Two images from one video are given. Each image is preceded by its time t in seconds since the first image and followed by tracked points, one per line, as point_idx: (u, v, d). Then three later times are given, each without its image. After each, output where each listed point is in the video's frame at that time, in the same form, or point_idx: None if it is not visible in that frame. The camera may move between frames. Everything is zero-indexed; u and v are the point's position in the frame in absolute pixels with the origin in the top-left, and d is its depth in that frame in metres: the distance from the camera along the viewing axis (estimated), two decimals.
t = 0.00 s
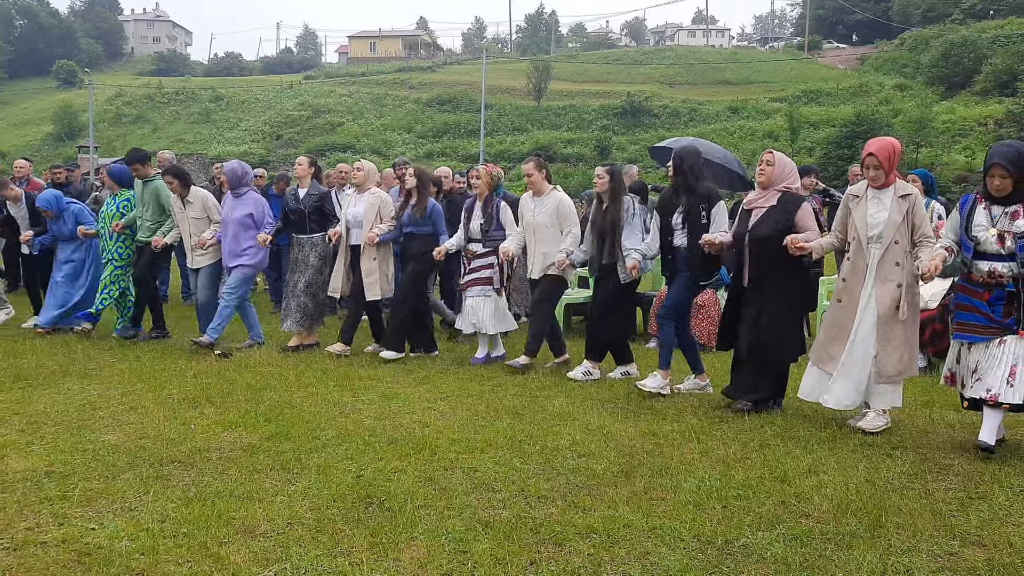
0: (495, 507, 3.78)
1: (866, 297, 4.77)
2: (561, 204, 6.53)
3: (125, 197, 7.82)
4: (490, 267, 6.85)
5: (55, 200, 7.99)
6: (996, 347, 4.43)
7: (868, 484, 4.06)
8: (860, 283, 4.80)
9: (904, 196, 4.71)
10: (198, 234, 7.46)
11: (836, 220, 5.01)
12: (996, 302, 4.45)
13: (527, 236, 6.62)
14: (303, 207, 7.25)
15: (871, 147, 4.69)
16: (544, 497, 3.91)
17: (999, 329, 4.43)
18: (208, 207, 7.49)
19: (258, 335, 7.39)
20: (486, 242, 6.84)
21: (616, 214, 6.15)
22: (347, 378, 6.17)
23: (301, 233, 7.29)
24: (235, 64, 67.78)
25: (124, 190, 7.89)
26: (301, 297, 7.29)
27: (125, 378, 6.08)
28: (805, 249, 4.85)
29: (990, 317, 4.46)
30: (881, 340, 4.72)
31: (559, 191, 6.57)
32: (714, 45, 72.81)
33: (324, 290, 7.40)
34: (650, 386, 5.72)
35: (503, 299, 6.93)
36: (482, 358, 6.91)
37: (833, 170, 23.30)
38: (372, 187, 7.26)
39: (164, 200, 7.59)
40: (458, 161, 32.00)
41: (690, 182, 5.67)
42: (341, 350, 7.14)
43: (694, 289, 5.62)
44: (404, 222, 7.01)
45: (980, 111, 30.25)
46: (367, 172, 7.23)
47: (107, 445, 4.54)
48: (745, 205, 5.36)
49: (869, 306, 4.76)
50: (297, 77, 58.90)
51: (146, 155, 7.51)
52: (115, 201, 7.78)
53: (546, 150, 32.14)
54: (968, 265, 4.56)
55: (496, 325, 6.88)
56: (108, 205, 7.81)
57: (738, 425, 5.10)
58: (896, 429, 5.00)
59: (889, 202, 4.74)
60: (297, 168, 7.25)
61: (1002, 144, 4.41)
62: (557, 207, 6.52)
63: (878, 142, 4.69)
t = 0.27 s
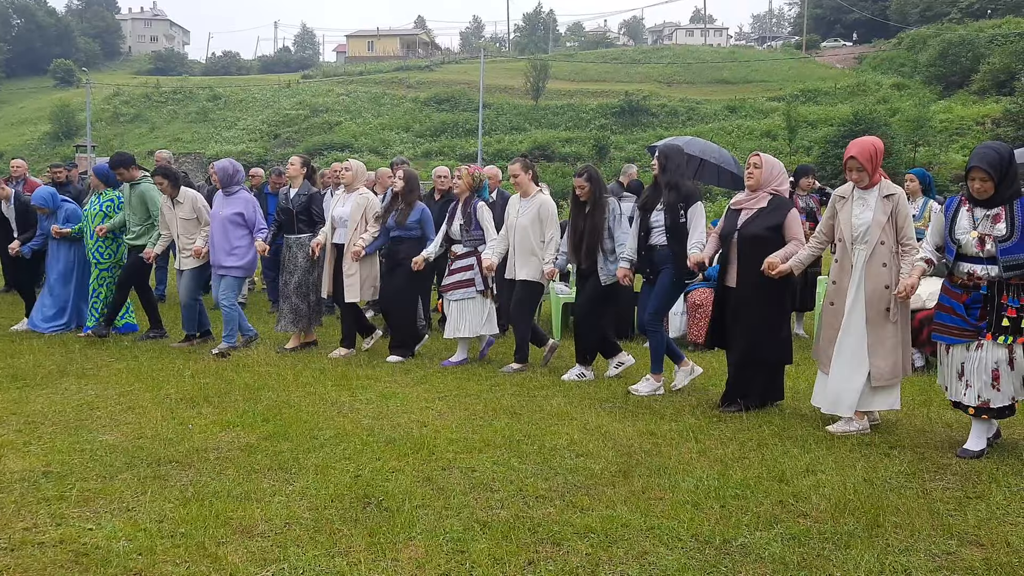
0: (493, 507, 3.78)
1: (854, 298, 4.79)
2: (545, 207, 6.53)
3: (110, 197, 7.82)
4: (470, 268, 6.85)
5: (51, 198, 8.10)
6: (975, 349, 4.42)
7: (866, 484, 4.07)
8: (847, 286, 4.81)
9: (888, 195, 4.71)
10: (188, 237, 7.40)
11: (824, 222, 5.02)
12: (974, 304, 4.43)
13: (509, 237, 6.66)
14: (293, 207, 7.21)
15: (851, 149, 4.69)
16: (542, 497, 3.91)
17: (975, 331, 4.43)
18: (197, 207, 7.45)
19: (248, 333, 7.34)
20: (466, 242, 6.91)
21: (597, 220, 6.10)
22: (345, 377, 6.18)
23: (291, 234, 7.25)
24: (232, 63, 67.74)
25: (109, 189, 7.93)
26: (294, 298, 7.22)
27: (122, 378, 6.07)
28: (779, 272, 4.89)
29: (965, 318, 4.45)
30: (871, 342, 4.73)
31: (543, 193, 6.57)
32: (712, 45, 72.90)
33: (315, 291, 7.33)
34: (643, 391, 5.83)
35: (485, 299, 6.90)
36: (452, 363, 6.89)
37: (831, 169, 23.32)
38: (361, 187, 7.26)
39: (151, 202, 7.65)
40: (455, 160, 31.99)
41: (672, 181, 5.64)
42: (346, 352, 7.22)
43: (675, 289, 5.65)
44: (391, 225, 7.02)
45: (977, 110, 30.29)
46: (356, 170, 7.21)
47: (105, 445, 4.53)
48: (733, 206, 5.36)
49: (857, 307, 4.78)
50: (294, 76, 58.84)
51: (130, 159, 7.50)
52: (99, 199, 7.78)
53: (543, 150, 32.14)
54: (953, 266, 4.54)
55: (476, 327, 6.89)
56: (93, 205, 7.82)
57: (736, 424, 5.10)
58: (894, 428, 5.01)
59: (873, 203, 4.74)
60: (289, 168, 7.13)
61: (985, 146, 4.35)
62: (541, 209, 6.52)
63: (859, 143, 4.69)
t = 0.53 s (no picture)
0: (493, 505, 3.78)
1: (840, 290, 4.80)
2: (534, 198, 6.60)
3: (101, 191, 7.85)
4: (460, 261, 6.91)
5: (40, 190, 8.02)
6: (965, 342, 4.41)
7: (866, 482, 4.07)
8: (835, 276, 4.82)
9: (876, 186, 4.70)
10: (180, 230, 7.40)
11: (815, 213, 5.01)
12: (961, 298, 4.44)
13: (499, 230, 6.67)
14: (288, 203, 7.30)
15: (839, 142, 4.68)
16: (542, 495, 3.91)
17: (963, 325, 4.42)
18: (189, 203, 7.49)
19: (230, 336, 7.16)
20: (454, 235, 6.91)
21: (588, 209, 6.17)
22: (345, 376, 6.17)
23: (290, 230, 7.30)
24: (232, 62, 67.73)
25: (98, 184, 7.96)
26: (287, 296, 7.29)
27: (121, 377, 6.07)
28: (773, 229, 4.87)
29: (950, 312, 4.46)
30: (857, 334, 4.75)
31: (532, 183, 6.63)
32: (712, 44, 72.89)
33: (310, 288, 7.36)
34: (641, 388, 5.88)
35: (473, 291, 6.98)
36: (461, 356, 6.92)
37: (831, 167, 23.31)
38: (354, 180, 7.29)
39: (137, 199, 7.62)
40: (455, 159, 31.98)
41: (659, 176, 5.65)
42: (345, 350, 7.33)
43: (663, 282, 5.65)
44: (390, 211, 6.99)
45: (977, 109, 30.28)
46: (346, 165, 7.24)
47: (104, 444, 4.53)
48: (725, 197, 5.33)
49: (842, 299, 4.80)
50: (294, 75, 58.82)
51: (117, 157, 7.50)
52: (89, 194, 7.82)
53: (543, 148, 32.14)
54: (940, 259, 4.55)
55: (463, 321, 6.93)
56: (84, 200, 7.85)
57: (734, 422, 5.10)
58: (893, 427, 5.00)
59: (860, 194, 4.73)
60: (282, 164, 7.30)
61: (962, 146, 4.37)
62: (529, 202, 6.58)
63: (848, 134, 4.68)
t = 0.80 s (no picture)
0: (494, 504, 3.79)
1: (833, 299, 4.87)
2: (534, 204, 6.60)
3: (102, 195, 7.92)
4: (461, 264, 7.02)
5: (35, 199, 8.12)
6: (948, 343, 4.46)
7: (866, 480, 4.08)
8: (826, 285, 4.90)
9: (865, 198, 4.77)
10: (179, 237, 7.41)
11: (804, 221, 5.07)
12: (944, 301, 4.51)
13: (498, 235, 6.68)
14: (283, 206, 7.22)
15: (827, 154, 4.76)
16: (542, 494, 3.91)
17: (946, 326, 4.49)
18: (186, 209, 7.45)
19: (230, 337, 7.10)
20: (454, 240, 6.95)
21: (583, 213, 6.19)
22: (346, 375, 6.18)
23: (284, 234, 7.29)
24: (232, 61, 67.70)
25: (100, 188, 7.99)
26: (284, 296, 7.33)
27: (122, 376, 6.07)
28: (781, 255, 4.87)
29: (931, 312, 4.54)
30: (850, 343, 4.81)
31: (531, 189, 6.65)
32: (712, 43, 72.87)
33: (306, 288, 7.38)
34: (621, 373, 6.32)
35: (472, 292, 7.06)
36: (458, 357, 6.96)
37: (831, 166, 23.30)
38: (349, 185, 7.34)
39: (133, 201, 7.59)
40: (455, 158, 31.97)
41: (644, 187, 5.91)
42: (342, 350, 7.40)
43: (658, 287, 5.87)
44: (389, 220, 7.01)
45: (978, 108, 30.27)
46: (341, 170, 7.30)
47: (105, 443, 4.53)
48: (718, 203, 5.35)
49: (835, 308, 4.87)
50: (294, 74, 58.81)
51: (112, 159, 7.46)
52: (93, 198, 7.85)
53: (543, 147, 32.13)
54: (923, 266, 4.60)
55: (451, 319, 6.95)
56: (83, 203, 7.87)
57: (736, 421, 5.10)
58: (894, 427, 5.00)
59: (850, 206, 4.81)
60: (276, 168, 7.22)
61: (945, 154, 4.34)
62: (530, 207, 6.59)
63: (840, 145, 4.75)
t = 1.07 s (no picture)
0: (494, 503, 3.79)
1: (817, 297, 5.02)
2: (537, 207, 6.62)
3: (103, 194, 7.96)
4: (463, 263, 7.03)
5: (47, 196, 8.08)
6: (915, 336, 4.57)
7: (867, 479, 4.08)
8: (810, 285, 5.03)
9: (850, 202, 4.91)
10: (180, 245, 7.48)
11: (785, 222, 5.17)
12: (913, 297, 4.57)
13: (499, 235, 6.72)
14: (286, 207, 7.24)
15: (815, 155, 4.88)
16: (543, 493, 3.91)
17: (912, 321, 4.59)
18: (187, 216, 7.56)
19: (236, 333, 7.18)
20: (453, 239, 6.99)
21: (581, 210, 6.27)
22: (347, 373, 6.17)
23: (280, 232, 7.29)
24: (233, 60, 67.71)
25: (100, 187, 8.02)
26: (285, 295, 7.32)
27: (123, 375, 6.08)
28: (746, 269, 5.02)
29: (903, 309, 4.61)
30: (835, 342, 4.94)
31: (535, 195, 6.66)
32: (713, 41, 72.84)
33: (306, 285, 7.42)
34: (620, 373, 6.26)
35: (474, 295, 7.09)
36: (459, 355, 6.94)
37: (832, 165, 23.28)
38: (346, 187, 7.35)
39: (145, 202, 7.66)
40: (455, 157, 31.95)
41: (636, 187, 6.00)
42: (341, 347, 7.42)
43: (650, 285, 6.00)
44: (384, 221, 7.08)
45: (979, 106, 30.25)
46: (338, 173, 7.31)
47: (106, 442, 4.53)
48: (713, 204, 5.44)
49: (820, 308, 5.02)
50: (294, 73, 58.80)
51: (117, 163, 7.58)
52: (96, 198, 7.89)
53: (544, 146, 32.12)
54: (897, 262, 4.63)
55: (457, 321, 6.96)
56: (85, 203, 7.89)
57: (736, 420, 5.10)
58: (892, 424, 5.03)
59: (835, 209, 4.94)
60: (274, 168, 7.25)
61: (932, 155, 4.41)
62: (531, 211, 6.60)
63: (828, 149, 4.87)
